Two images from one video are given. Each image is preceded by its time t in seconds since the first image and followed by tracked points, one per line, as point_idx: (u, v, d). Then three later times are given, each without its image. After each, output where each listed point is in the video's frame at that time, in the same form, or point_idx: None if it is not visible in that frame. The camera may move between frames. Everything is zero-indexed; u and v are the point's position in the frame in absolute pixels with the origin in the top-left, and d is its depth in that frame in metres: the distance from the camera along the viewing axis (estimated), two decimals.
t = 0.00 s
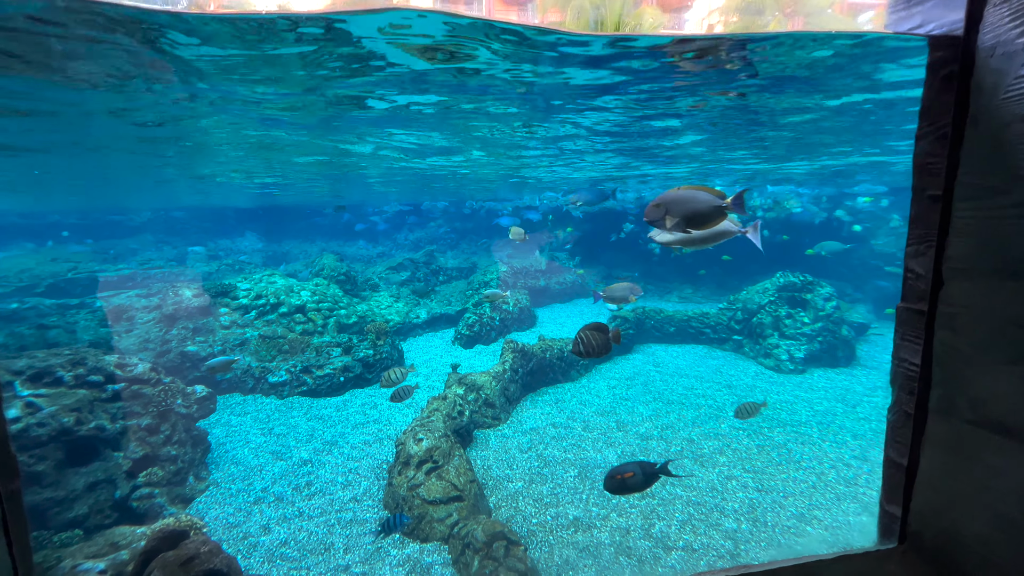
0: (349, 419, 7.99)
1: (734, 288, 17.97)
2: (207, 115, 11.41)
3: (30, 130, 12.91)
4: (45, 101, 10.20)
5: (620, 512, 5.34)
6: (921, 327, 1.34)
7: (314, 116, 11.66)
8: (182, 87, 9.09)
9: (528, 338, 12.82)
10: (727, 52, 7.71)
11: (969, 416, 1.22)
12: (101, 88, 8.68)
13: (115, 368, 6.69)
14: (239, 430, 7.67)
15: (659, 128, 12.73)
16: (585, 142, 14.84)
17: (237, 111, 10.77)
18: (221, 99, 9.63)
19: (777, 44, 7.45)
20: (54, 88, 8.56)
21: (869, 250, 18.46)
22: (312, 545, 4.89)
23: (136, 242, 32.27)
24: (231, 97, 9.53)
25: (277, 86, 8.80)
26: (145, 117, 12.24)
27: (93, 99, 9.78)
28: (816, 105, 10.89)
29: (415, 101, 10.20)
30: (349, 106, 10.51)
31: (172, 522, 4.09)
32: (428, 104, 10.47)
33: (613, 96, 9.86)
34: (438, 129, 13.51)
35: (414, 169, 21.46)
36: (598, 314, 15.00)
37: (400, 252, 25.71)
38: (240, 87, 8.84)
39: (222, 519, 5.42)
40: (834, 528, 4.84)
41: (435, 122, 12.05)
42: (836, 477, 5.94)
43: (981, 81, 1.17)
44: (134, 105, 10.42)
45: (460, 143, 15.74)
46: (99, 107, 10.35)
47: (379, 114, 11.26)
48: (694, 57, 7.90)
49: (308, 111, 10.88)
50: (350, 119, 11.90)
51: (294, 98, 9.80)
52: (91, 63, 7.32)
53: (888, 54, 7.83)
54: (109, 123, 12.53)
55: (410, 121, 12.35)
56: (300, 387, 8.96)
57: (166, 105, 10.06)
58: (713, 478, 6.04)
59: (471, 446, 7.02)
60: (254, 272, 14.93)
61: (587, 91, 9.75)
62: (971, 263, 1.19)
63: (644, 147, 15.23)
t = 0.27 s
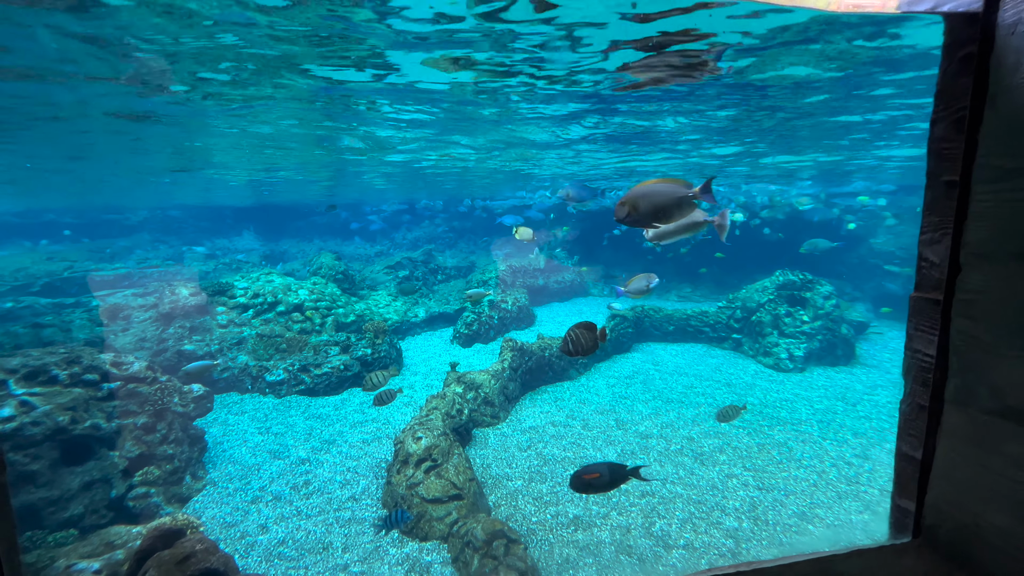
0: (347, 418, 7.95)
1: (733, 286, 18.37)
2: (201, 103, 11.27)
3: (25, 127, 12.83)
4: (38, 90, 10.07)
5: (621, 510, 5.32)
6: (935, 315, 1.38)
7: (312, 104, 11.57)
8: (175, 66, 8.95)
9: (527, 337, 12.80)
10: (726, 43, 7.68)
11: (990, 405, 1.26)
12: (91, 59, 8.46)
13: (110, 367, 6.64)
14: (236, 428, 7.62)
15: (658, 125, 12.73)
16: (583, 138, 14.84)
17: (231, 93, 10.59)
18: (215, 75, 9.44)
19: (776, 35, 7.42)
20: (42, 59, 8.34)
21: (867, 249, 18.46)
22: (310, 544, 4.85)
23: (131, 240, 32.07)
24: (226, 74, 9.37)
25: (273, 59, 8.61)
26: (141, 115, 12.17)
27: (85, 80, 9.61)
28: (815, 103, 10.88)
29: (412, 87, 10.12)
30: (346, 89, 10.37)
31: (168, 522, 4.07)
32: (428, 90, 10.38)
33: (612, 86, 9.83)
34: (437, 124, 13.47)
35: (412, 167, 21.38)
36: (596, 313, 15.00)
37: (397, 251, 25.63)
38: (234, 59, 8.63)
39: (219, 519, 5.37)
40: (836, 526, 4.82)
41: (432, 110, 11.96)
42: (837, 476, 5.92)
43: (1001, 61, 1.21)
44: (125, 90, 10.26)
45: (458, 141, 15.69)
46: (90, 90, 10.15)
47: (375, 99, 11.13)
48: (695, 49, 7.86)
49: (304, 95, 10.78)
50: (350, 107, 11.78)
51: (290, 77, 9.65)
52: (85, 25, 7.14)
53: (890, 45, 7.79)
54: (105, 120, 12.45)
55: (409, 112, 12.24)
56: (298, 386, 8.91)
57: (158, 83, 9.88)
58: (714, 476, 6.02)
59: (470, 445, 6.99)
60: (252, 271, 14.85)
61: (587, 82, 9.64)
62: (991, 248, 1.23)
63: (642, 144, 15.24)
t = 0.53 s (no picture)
0: (345, 417, 7.92)
1: (733, 285, 18.98)
2: (198, 100, 11.20)
3: (20, 125, 12.73)
4: (34, 88, 9.99)
5: (621, 510, 5.30)
6: (948, 307, 1.37)
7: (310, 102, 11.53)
8: (172, 65, 8.89)
9: (526, 335, 12.80)
10: (726, 39, 7.66)
11: (1003, 398, 1.25)
12: (86, 56, 8.41)
13: (107, 366, 6.59)
14: (234, 428, 7.57)
15: (657, 123, 12.71)
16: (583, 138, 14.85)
17: (227, 91, 10.53)
18: (213, 73, 9.39)
19: (777, 31, 7.41)
20: (38, 57, 8.29)
21: (865, 248, 18.49)
22: (309, 544, 4.81)
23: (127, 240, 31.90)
24: (224, 71, 9.30)
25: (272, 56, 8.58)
26: (137, 112, 12.08)
27: (81, 79, 9.54)
28: (815, 101, 10.87)
29: (412, 84, 10.06)
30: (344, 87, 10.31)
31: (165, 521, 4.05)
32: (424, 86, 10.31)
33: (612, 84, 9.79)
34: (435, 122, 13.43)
35: (410, 166, 21.32)
36: (596, 312, 15.01)
37: (396, 250, 25.57)
38: (228, 56, 8.56)
39: (217, 518, 5.33)
40: (836, 525, 4.81)
41: (431, 108, 11.93)
42: (838, 475, 5.91)
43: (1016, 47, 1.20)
44: (121, 88, 10.21)
45: (457, 139, 15.65)
46: (86, 88, 10.08)
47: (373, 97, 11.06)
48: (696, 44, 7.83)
49: (302, 93, 10.71)
50: (348, 106, 11.75)
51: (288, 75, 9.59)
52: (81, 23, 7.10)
53: (890, 41, 7.78)
54: (101, 117, 12.36)
55: (407, 110, 12.18)
56: (296, 386, 8.87)
57: (155, 81, 9.82)
58: (714, 475, 6.01)
59: (470, 445, 6.98)
60: (249, 270, 14.78)
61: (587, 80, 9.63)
62: (1005, 238, 1.22)
63: (641, 143, 15.24)
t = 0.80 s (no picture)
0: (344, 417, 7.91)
1: (731, 285, 19.12)
2: (196, 100, 11.17)
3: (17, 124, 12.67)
4: (31, 88, 9.96)
5: (620, 509, 5.30)
6: (952, 304, 1.38)
7: (308, 102, 11.53)
8: (171, 64, 8.88)
9: (525, 335, 12.83)
10: (725, 38, 7.68)
11: (1005, 394, 1.26)
12: (84, 55, 8.39)
13: (105, 365, 6.57)
14: (233, 428, 7.55)
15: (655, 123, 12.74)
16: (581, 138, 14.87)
17: (226, 91, 10.53)
18: (211, 72, 9.38)
19: (776, 30, 7.43)
20: (36, 56, 8.27)
21: (863, 247, 18.54)
22: (308, 543, 4.80)
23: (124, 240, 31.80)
24: (222, 70, 9.27)
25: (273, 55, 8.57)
26: (135, 112, 12.05)
27: (79, 78, 9.51)
28: (813, 100, 10.89)
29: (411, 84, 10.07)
30: (343, 86, 10.30)
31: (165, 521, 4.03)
32: (423, 86, 10.32)
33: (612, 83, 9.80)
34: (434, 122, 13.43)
35: (409, 165, 21.29)
36: (594, 311, 15.05)
37: (394, 250, 25.53)
38: (226, 55, 8.53)
39: (216, 518, 5.31)
40: (835, 524, 4.82)
41: (430, 108, 11.93)
42: (837, 474, 5.92)
43: (1021, 43, 1.20)
44: (119, 87, 10.18)
45: (455, 138, 15.63)
46: (83, 87, 10.04)
47: (373, 97, 11.06)
48: (695, 43, 7.86)
49: (301, 92, 10.71)
50: (348, 105, 11.75)
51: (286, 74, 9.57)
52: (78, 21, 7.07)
53: (887, 40, 7.81)
54: (98, 117, 12.32)
55: (406, 109, 12.18)
56: (294, 386, 8.86)
57: (153, 80, 9.80)
58: (713, 474, 6.01)
59: (469, 444, 6.98)
60: (247, 270, 14.74)
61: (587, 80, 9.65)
62: (1008, 234, 1.22)
63: (639, 143, 15.27)
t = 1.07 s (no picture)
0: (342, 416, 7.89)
1: (728, 285, 19.32)
2: (194, 99, 11.14)
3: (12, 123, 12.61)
4: (27, 87, 9.91)
5: (619, 507, 5.31)
6: (952, 297, 1.39)
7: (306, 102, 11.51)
8: (168, 63, 8.85)
9: (522, 334, 12.85)
10: (723, 37, 7.69)
11: (1006, 387, 1.26)
12: (81, 54, 8.35)
13: (103, 365, 6.55)
14: (231, 428, 7.53)
15: (653, 122, 12.74)
16: (578, 137, 14.88)
17: (223, 90, 10.49)
18: (209, 71, 9.36)
19: (774, 29, 7.45)
20: (33, 55, 8.23)
21: (861, 247, 18.58)
22: (307, 543, 4.79)
23: (121, 240, 31.66)
24: (219, 69, 9.24)
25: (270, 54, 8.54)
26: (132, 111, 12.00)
27: (76, 77, 9.48)
28: (811, 100, 10.92)
29: (410, 82, 10.05)
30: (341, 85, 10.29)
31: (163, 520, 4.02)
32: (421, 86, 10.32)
33: (610, 82, 9.79)
34: (432, 121, 13.43)
35: (407, 165, 21.27)
36: (593, 310, 15.07)
37: (392, 250, 25.48)
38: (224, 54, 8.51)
39: (214, 518, 5.30)
40: (834, 521, 4.83)
41: (428, 107, 11.91)
42: (835, 472, 5.94)
43: (1021, 37, 1.21)
44: (116, 87, 10.14)
45: (453, 138, 15.62)
46: (79, 86, 9.99)
47: (370, 96, 11.04)
48: (693, 42, 7.86)
49: (298, 91, 10.65)
50: (345, 104, 11.71)
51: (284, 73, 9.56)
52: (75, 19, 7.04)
53: (885, 39, 7.85)
54: (95, 116, 12.27)
55: (404, 109, 12.17)
56: (293, 385, 8.85)
57: (151, 80, 9.78)
58: (712, 473, 6.02)
59: (468, 443, 6.98)
60: (245, 270, 14.69)
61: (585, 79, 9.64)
62: (1009, 227, 1.23)
63: (638, 142, 15.28)
